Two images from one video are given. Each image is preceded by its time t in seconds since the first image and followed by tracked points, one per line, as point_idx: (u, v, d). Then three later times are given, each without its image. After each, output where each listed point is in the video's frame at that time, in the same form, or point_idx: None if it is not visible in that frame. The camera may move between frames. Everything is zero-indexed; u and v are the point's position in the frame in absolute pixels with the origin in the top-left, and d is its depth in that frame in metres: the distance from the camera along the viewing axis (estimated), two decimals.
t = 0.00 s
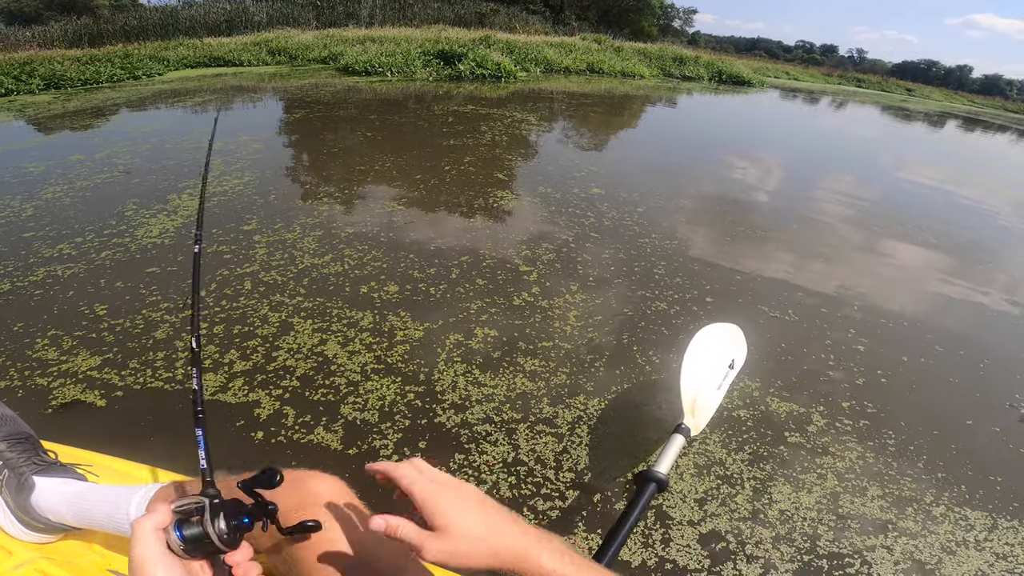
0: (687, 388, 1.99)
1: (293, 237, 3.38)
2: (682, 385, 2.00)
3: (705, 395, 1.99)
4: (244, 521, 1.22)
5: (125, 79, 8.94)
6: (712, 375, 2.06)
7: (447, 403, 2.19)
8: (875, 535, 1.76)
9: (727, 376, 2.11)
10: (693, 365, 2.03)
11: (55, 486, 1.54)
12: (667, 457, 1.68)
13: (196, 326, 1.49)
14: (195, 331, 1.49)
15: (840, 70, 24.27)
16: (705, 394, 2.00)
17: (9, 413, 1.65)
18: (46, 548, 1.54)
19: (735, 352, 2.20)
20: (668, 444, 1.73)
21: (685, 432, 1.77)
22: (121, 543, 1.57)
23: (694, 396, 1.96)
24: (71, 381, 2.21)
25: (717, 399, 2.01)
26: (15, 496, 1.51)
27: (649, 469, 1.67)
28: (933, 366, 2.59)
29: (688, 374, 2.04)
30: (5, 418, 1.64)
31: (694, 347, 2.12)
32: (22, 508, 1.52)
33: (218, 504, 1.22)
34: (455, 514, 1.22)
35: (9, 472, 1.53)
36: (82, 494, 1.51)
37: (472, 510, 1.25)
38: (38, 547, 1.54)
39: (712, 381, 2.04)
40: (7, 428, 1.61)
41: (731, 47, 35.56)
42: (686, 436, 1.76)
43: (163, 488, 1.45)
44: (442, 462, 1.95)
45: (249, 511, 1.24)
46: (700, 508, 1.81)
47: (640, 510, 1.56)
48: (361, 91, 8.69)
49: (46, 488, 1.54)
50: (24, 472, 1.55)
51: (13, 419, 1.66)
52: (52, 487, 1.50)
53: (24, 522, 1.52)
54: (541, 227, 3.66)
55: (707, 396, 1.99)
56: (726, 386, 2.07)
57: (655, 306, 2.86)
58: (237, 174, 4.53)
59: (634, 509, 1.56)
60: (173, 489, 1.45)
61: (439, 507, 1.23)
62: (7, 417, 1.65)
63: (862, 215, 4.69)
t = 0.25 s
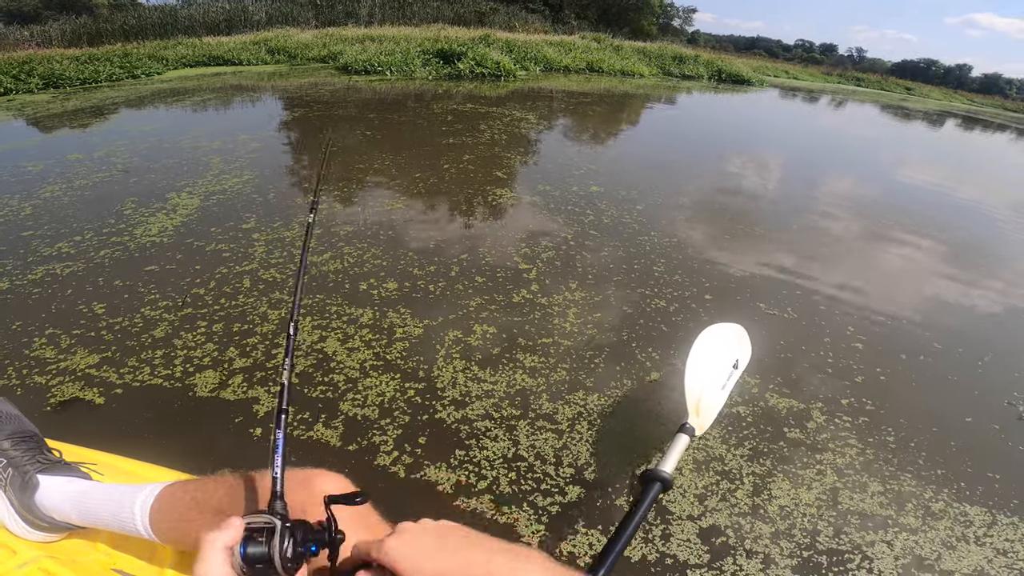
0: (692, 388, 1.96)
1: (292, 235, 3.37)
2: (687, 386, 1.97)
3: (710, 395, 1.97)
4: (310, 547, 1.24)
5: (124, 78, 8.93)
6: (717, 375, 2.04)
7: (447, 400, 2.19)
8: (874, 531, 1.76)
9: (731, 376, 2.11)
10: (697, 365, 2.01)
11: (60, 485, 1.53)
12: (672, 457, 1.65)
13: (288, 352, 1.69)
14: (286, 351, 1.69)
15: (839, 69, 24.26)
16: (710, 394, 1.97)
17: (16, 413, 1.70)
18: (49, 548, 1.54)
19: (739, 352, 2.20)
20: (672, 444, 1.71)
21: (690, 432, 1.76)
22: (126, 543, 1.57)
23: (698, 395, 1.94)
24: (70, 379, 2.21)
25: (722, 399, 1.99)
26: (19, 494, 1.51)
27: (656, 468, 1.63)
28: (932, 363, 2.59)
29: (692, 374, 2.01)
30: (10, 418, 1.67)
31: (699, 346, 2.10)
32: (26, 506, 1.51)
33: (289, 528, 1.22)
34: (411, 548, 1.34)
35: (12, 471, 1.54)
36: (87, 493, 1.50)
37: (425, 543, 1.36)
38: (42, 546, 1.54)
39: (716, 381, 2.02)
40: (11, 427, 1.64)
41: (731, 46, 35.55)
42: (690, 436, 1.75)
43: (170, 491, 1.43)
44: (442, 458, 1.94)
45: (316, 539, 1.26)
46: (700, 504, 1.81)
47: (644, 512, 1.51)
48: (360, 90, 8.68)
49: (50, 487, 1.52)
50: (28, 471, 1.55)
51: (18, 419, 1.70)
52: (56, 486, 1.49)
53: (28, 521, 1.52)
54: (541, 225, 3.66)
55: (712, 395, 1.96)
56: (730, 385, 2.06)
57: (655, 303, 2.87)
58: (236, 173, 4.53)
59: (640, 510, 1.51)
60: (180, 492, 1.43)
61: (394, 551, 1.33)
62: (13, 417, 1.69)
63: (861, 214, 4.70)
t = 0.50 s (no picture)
0: (692, 389, 1.96)
1: (291, 234, 3.37)
2: (687, 387, 1.98)
3: (711, 395, 1.96)
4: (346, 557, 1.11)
5: (124, 77, 8.93)
6: (717, 375, 2.04)
7: (445, 396, 2.19)
8: (870, 528, 1.76)
9: (733, 375, 2.09)
10: (696, 366, 2.02)
11: (61, 483, 1.52)
12: (672, 456, 1.64)
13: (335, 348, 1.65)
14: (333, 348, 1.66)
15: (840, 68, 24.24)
16: (711, 394, 1.96)
17: (16, 411, 1.69)
18: (49, 545, 1.53)
19: (742, 351, 2.21)
20: (672, 444, 1.69)
21: (690, 431, 1.74)
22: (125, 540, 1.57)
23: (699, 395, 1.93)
24: (67, 377, 2.20)
25: (723, 399, 1.97)
26: (20, 492, 1.49)
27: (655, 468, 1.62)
28: (930, 362, 2.59)
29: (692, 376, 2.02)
30: (11, 416, 1.66)
31: (698, 348, 2.13)
32: (26, 504, 1.49)
33: (326, 535, 1.09)
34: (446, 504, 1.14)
35: (13, 468, 1.51)
36: (87, 491, 1.49)
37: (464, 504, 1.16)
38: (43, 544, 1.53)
39: (717, 380, 2.01)
40: (12, 426, 1.63)
41: (731, 45, 35.50)
42: (692, 435, 1.73)
43: (170, 490, 1.41)
44: (439, 455, 1.94)
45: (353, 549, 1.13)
46: (696, 500, 1.81)
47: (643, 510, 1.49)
48: (360, 89, 8.67)
49: (50, 486, 1.51)
50: (28, 469, 1.53)
51: (19, 416, 1.69)
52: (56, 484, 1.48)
53: (29, 520, 1.50)
54: (539, 223, 3.65)
55: (713, 396, 1.95)
56: (732, 385, 2.05)
57: (653, 301, 2.86)
58: (234, 172, 4.53)
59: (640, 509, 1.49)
60: (180, 491, 1.40)
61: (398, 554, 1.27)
62: (13, 415, 1.68)
63: (860, 213, 4.69)
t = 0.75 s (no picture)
0: (696, 389, 1.97)
1: (293, 232, 3.38)
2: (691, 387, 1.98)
3: (714, 395, 1.95)
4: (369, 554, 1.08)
5: (127, 76, 8.94)
6: (720, 376, 2.04)
7: (446, 393, 2.19)
8: (870, 525, 1.76)
9: (736, 377, 2.08)
10: (701, 367, 2.03)
11: (69, 480, 1.52)
12: (677, 455, 1.67)
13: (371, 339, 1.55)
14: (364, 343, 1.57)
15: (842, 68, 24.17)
16: (714, 394, 1.96)
17: (25, 408, 1.69)
18: (56, 542, 1.54)
19: (744, 353, 2.19)
20: (677, 443, 1.72)
21: (694, 431, 1.76)
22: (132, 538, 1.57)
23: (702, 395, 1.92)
24: (70, 374, 2.22)
25: (726, 399, 1.97)
26: (28, 489, 1.50)
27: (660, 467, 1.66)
28: (930, 361, 2.59)
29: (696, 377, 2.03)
30: (20, 412, 1.66)
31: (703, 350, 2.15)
32: (34, 501, 1.50)
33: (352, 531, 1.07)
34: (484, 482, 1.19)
35: (22, 465, 1.52)
36: (95, 488, 1.50)
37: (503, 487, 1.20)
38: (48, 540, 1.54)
39: (720, 381, 2.01)
40: (20, 422, 1.62)
41: (733, 45, 35.43)
42: (696, 435, 1.76)
43: (178, 487, 1.42)
44: (440, 450, 1.95)
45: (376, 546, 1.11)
46: (697, 495, 1.82)
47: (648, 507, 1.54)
48: (362, 88, 8.68)
49: (59, 482, 1.52)
50: (37, 466, 1.54)
51: (28, 413, 1.69)
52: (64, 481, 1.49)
53: (37, 517, 1.51)
54: (540, 222, 3.66)
55: (716, 397, 1.95)
56: (735, 386, 2.04)
57: (653, 299, 2.87)
58: (236, 170, 4.54)
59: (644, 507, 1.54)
60: (189, 488, 1.41)
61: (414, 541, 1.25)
62: (21, 411, 1.67)
63: (862, 213, 4.69)
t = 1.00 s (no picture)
0: (705, 388, 1.93)
1: (294, 230, 3.39)
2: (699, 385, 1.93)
3: (722, 395, 1.93)
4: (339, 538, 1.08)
5: (129, 75, 8.95)
6: (729, 375, 2.01)
7: (448, 389, 2.20)
8: (872, 522, 1.76)
9: (743, 376, 2.07)
10: (713, 365, 1.97)
11: (74, 478, 1.53)
12: (684, 456, 1.63)
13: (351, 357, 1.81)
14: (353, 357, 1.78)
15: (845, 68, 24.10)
16: (721, 394, 1.94)
17: (31, 405, 1.71)
18: (61, 541, 1.54)
19: (751, 352, 2.18)
20: (684, 444, 1.69)
21: (702, 431, 1.72)
22: (137, 536, 1.57)
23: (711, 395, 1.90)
24: (72, 371, 2.22)
25: (733, 400, 1.96)
26: (33, 487, 1.51)
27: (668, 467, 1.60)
28: (933, 359, 2.58)
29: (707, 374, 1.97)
30: (26, 410, 1.68)
31: (710, 346, 2.08)
32: (39, 499, 1.50)
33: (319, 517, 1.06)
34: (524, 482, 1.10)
35: (27, 463, 1.53)
36: (100, 486, 1.49)
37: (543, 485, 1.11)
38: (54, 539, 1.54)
39: (729, 381, 1.98)
40: (26, 420, 1.64)
41: (736, 44, 35.36)
42: (703, 435, 1.72)
43: (184, 485, 1.40)
44: (442, 446, 1.95)
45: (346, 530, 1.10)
46: (699, 491, 1.82)
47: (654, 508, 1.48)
48: (365, 87, 8.68)
49: (65, 480, 1.52)
50: (42, 463, 1.55)
51: (34, 411, 1.71)
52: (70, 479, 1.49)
53: (41, 514, 1.51)
54: (542, 220, 3.66)
55: (724, 397, 1.93)
56: (741, 386, 2.02)
57: (655, 297, 2.86)
58: (238, 169, 4.55)
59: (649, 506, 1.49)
60: (195, 486, 1.40)
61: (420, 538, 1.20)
62: (28, 410, 1.69)
63: (864, 212, 4.68)
